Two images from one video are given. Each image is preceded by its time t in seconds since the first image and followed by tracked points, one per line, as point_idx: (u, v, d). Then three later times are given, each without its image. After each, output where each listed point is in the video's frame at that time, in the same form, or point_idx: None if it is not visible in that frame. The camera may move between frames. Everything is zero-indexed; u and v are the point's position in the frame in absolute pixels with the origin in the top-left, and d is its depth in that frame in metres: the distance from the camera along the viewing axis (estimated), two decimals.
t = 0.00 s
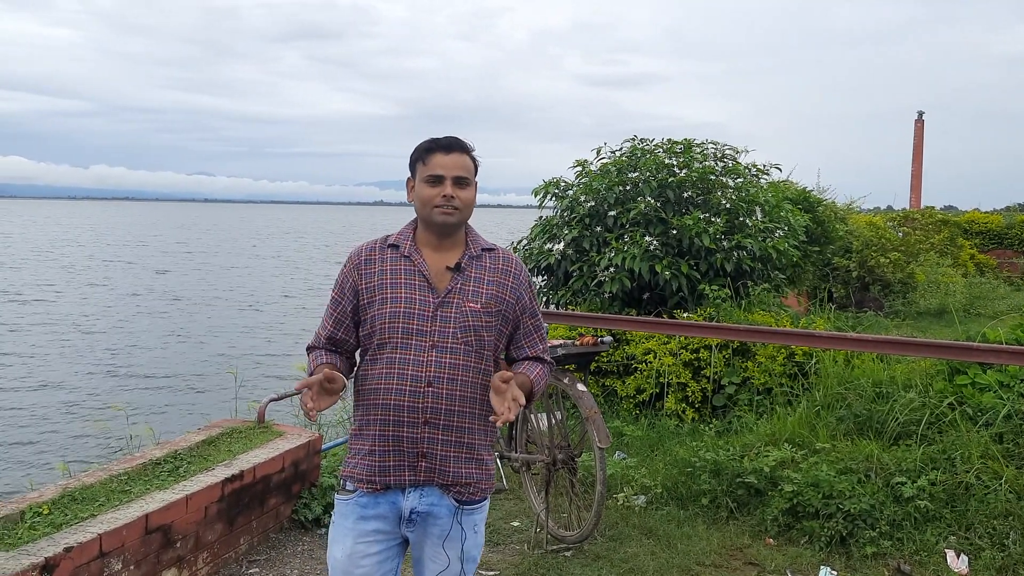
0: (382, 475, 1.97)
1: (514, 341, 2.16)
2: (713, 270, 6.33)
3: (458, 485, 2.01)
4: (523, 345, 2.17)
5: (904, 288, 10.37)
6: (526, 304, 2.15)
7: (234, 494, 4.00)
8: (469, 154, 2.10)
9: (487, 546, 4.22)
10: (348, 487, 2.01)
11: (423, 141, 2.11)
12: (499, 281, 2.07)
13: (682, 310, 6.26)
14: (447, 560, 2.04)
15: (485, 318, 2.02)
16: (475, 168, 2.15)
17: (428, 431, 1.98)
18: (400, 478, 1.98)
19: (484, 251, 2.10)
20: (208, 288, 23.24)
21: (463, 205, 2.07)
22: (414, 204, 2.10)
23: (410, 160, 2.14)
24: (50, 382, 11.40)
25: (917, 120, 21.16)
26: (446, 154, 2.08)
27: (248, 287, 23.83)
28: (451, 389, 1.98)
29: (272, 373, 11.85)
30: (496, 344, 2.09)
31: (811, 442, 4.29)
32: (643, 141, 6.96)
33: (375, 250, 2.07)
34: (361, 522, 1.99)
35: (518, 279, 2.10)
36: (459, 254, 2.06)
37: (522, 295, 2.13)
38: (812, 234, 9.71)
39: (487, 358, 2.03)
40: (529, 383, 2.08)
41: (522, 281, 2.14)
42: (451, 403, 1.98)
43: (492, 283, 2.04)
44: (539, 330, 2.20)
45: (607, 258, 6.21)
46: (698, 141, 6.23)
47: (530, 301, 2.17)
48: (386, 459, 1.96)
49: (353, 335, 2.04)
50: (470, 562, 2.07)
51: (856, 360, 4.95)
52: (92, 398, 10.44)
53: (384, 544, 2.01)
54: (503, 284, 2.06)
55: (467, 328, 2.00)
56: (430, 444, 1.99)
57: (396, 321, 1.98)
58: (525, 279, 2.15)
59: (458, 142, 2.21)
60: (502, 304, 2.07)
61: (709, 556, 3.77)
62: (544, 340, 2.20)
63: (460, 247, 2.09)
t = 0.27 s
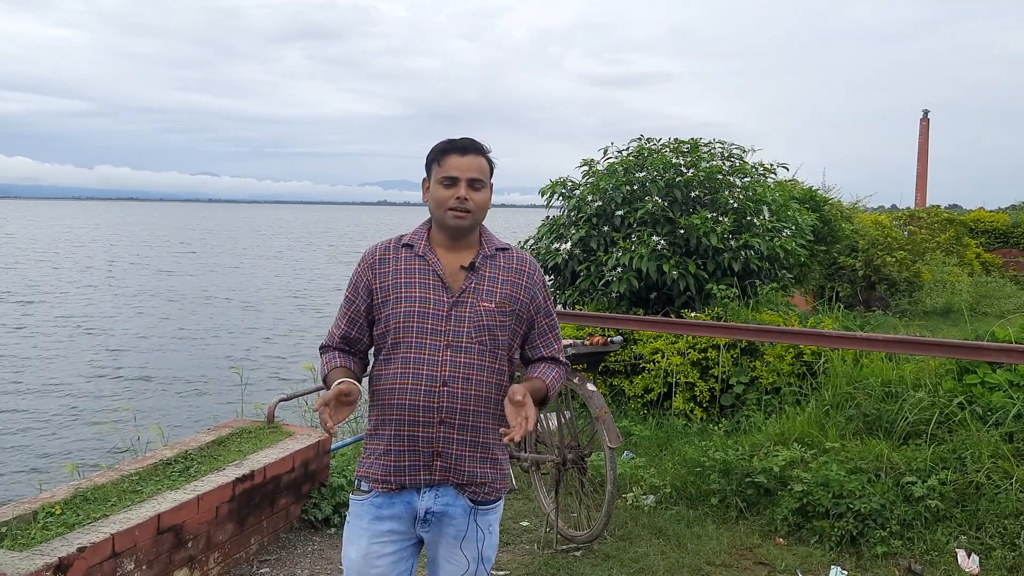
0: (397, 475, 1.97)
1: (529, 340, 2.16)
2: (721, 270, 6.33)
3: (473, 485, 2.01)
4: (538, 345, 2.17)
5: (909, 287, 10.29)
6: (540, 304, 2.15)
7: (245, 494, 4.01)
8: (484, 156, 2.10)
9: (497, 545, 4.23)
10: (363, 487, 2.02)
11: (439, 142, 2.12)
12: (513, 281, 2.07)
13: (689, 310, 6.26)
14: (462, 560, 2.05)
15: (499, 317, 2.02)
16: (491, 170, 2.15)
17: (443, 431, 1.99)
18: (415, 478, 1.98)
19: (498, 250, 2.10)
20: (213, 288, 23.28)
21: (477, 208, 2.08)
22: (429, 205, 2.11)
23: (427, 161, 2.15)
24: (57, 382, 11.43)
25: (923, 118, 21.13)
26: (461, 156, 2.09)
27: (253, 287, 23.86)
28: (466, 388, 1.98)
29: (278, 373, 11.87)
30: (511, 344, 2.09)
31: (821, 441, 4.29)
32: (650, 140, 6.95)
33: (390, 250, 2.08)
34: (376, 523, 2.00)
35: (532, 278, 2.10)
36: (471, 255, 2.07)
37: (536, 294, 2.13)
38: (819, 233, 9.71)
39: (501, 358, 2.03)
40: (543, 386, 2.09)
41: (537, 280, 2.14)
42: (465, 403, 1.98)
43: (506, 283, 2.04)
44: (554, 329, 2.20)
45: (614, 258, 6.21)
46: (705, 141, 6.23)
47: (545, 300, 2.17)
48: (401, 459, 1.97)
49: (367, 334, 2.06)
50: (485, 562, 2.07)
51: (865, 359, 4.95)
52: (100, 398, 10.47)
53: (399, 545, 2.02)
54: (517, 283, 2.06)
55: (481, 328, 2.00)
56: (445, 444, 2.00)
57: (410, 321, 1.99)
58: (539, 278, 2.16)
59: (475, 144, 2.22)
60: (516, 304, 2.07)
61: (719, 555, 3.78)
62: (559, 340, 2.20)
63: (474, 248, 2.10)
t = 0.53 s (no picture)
0: (413, 474, 1.98)
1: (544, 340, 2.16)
2: (729, 270, 6.33)
3: (488, 484, 2.01)
4: (553, 346, 2.18)
5: (916, 286, 10.25)
6: (556, 304, 2.15)
7: (257, 493, 4.02)
8: (497, 157, 2.10)
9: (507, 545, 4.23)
10: (378, 486, 2.02)
11: (456, 143, 2.14)
12: (529, 281, 2.08)
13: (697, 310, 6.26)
14: (478, 559, 2.05)
15: (515, 317, 2.03)
16: (508, 173, 2.14)
17: (459, 430, 1.99)
18: (431, 477, 1.99)
19: (514, 250, 2.11)
20: (219, 288, 23.31)
21: (484, 210, 2.08)
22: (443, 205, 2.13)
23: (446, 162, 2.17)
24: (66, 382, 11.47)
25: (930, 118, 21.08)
26: (472, 157, 2.09)
27: (259, 287, 23.89)
28: (482, 388, 1.99)
29: (285, 373, 11.89)
30: (527, 344, 2.10)
31: (831, 441, 4.28)
32: (658, 140, 6.95)
33: (405, 248, 2.09)
34: (393, 521, 2.01)
35: (548, 278, 2.11)
36: (479, 256, 2.07)
37: (552, 295, 2.14)
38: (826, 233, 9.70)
39: (517, 358, 2.04)
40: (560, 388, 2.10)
41: (552, 281, 2.15)
42: (482, 402, 1.99)
43: (523, 283, 2.05)
44: (569, 329, 2.20)
45: (623, 258, 6.21)
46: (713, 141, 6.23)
47: (560, 301, 2.17)
48: (417, 458, 1.98)
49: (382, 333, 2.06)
50: (501, 561, 2.08)
51: (875, 359, 4.94)
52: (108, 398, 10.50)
53: (415, 543, 2.03)
54: (533, 283, 2.07)
55: (497, 328, 2.01)
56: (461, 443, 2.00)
57: (427, 320, 1.99)
58: (555, 279, 2.16)
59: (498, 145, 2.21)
60: (533, 304, 2.08)
61: (730, 555, 3.78)
62: (574, 340, 2.20)
63: (485, 250, 2.10)
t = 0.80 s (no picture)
0: (426, 474, 1.98)
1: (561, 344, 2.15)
2: (737, 270, 6.32)
3: (501, 486, 2.01)
4: (569, 349, 2.16)
5: (923, 287, 10.22)
6: (573, 308, 2.14)
7: (266, 493, 4.03)
8: (519, 157, 2.10)
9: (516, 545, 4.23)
10: (392, 485, 2.02)
11: (475, 143, 2.12)
12: (547, 284, 2.07)
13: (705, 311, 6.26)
14: (490, 559, 2.05)
15: (532, 321, 2.02)
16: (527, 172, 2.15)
17: (473, 432, 1.98)
18: (444, 477, 1.98)
19: (532, 253, 2.10)
20: (225, 289, 23.35)
21: (511, 210, 2.08)
22: (463, 205, 2.12)
23: (462, 162, 2.15)
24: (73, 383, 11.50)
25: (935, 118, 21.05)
26: (496, 157, 2.08)
27: (265, 288, 23.92)
28: (498, 391, 1.98)
29: (291, 374, 11.90)
30: (543, 347, 2.09)
31: (841, 442, 4.27)
32: (665, 140, 6.95)
33: (423, 248, 2.08)
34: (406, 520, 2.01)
35: (566, 282, 2.10)
36: (504, 258, 2.07)
37: (570, 299, 2.13)
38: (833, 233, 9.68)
39: (533, 362, 2.03)
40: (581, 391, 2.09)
41: (570, 285, 2.14)
42: (497, 405, 1.98)
43: (540, 286, 2.04)
44: (585, 333, 2.19)
45: (630, 258, 6.21)
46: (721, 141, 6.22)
47: (577, 304, 2.16)
48: (430, 458, 1.97)
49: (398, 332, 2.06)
50: (513, 561, 2.07)
51: (884, 360, 4.93)
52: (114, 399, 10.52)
53: (427, 543, 2.03)
54: (551, 287, 2.06)
55: (514, 331, 2.00)
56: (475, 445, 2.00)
57: (444, 321, 1.99)
58: (573, 282, 2.15)
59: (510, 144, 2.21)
60: (550, 307, 2.07)
61: (740, 556, 3.77)
62: (590, 344, 2.19)
63: (508, 251, 2.10)
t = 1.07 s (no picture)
0: (440, 474, 1.97)
1: (575, 345, 2.13)
2: (744, 270, 6.30)
3: (515, 486, 1.99)
4: (584, 351, 2.14)
5: (929, 287, 10.18)
6: (589, 310, 2.12)
7: (274, 492, 4.02)
8: (537, 154, 2.08)
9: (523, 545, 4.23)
10: (406, 484, 2.02)
11: (492, 141, 2.10)
12: (563, 286, 2.05)
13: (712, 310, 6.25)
14: (503, 559, 2.03)
15: (547, 323, 2.00)
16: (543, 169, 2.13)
17: (487, 433, 1.98)
18: (457, 476, 1.98)
19: (549, 254, 2.09)
20: (229, 288, 23.37)
21: (531, 207, 2.06)
22: (482, 204, 2.10)
23: (480, 160, 2.13)
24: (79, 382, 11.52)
25: (941, 118, 21.00)
26: (514, 154, 2.07)
27: (269, 288, 23.93)
28: (512, 392, 1.97)
29: (296, 374, 11.90)
30: (558, 349, 2.07)
31: (849, 442, 4.26)
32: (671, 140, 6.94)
33: (440, 248, 2.07)
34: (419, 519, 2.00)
35: (582, 283, 2.08)
36: (522, 257, 2.05)
37: (586, 300, 2.11)
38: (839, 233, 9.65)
39: (547, 363, 2.01)
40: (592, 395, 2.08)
41: (586, 287, 2.12)
42: (510, 407, 1.97)
43: (556, 287, 2.02)
44: (600, 334, 2.17)
45: (637, 258, 6.20)
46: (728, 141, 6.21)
47: (593, 306, 2.14)
48: (444, 458, 1.97)
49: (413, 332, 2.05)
50: (526, 561, 2.06)
51: (891, 360, 4.91)
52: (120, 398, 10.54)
53: (441, 542, 2.02)
54: (566, 289, 2.04)
55: (529, 332, 1.99)
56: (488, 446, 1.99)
57: (459, 322, 1.98)
58: (589, 284, 2.13)
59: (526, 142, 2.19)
60: (565, 309, 2.05)
61: (748, 556, 3.77)
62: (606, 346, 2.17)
63: (525, 250, 2.08)
